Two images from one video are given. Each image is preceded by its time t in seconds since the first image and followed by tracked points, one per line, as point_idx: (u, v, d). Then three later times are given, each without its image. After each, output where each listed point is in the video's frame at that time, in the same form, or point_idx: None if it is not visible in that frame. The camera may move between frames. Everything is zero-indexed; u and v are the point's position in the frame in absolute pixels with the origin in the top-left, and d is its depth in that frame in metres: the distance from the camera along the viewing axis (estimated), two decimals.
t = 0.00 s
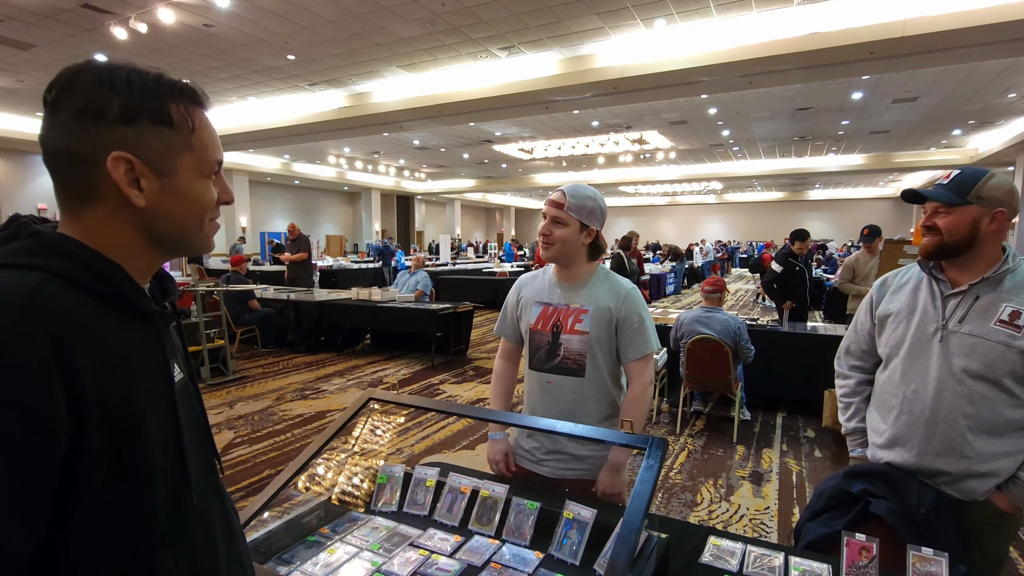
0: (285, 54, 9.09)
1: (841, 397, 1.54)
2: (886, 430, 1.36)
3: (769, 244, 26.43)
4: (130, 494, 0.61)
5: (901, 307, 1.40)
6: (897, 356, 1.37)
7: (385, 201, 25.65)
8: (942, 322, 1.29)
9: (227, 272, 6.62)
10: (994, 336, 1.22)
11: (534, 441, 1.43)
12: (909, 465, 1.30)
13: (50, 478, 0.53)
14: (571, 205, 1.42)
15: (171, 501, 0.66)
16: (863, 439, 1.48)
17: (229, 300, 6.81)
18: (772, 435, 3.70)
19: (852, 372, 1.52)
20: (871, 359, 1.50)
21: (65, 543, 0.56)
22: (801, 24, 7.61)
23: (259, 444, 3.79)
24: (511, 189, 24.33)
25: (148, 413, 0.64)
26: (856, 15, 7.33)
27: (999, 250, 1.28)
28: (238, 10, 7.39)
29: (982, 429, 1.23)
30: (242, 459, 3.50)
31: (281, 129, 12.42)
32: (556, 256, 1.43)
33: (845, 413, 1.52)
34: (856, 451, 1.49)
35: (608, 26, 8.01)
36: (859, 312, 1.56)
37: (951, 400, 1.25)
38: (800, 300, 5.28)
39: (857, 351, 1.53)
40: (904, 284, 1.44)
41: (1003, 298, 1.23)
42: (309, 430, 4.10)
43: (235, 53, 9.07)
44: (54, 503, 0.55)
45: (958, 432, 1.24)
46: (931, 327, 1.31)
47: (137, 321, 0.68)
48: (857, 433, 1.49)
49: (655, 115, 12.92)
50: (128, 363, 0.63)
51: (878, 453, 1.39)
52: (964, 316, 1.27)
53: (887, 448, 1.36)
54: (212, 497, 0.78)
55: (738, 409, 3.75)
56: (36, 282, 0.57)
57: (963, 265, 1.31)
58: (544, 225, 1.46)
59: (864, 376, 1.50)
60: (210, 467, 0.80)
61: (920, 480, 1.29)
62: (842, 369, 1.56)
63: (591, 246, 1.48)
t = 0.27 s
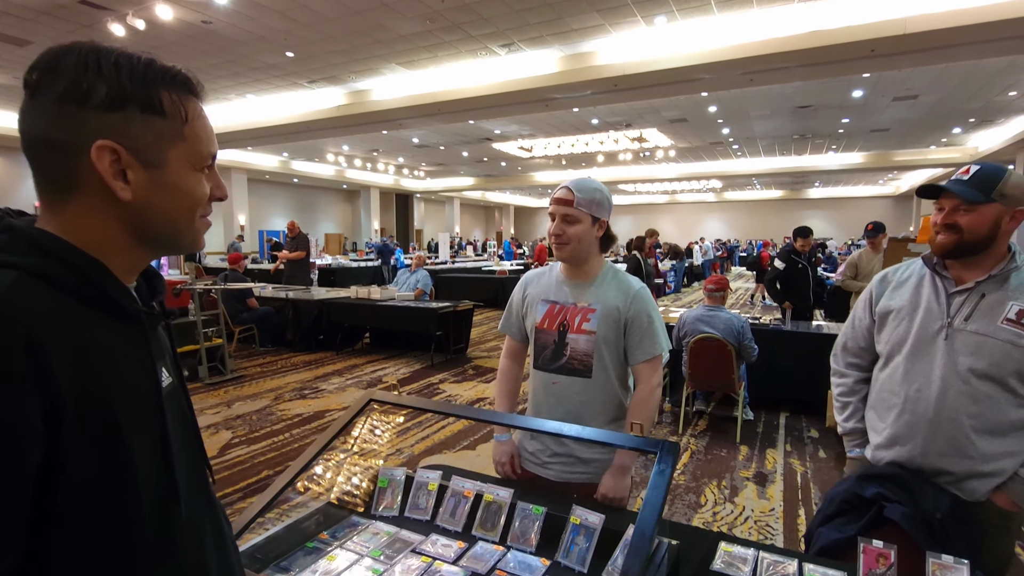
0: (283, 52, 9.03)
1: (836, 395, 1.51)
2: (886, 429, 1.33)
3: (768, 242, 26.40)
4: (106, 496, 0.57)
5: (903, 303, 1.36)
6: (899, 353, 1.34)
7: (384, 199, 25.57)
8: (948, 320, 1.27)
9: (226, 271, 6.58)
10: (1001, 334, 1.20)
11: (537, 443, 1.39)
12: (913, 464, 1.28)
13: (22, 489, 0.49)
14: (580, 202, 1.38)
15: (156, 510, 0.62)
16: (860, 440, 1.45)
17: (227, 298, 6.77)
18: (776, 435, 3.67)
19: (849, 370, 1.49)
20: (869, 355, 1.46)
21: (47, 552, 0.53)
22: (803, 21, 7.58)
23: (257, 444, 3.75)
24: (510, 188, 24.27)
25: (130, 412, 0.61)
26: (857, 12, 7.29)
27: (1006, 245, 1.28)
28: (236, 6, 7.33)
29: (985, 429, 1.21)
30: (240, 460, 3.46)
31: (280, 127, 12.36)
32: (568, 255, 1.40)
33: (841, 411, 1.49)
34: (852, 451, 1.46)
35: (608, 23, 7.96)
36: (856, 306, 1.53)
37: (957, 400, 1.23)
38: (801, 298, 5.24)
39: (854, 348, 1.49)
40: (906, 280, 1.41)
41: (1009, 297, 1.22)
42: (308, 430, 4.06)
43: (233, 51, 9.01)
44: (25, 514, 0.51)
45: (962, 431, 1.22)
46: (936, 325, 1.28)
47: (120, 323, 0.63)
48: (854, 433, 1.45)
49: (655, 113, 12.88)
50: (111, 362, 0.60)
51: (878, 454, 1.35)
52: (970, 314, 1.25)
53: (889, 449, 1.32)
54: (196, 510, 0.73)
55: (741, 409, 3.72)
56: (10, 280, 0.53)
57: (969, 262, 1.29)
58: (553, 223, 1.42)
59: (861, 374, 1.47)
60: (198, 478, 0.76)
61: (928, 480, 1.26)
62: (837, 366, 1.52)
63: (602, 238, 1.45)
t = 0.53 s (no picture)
0: (274, 43, 8.87)
1: (834, 388, 1.50)
2: (888, 423, 1.33)
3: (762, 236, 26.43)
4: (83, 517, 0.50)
5: (910, 293, 1.34)
6: (906, 345, 1.33)
7: (377, 193, 25.32)
8: (957, 312, 1.25)
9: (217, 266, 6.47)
10: (1014, 328, 1.18)
11: (544, 446, 1.34)
12: (917, 458, 1.29)
13: None
14: (590, 205, 1.30)
15: (133, 526, 0.56)
16: (858, 434, 1.45)
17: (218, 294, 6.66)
18: (777, 431, 3.63)
19: (848, 362, 1.48)
20: (868, 346, 1.45)
21: None
22: (800, 14, 7.52)
23: (250, 443, 3.67)
24: (504, 182, 24.12)
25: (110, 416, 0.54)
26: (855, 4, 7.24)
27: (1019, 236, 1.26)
28: None
29: (992, 425, 1.22)
30: (232, 460, 3.38)
31: (271, 120, 12.17)
32: (582, 255, 1.35)
33: (838, 404, 1.49)
34: (851, 446, 1.46)
35: (604, 14, 7.86)
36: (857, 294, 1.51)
37: (966, 394, 1.22)
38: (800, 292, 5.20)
39: (854, 339, 1.47)
40: (913, 268, 1.38)
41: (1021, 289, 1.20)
42: (302, 428, 3.98)
43: (223, 42, 8.83)
44: None
45: (967, 427, 1.22)
46: (946, 317, 1.27)
47: (92, 320, 0.56)
48: (852, 428, 1.45)
49: (650, 107, 12.80)
50: (81, 365, 0.53)
51: (880, 449, 1.36)
52: (982, 306, 1.23)
53: (889, 443, 1.33)
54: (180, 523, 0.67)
55: (742, 404, 3.68)
56: None
57: (982, 253, 1.27)
58: (563, 227, 1.34)
59: (860, 366, 1.46)
60: (180, 488, 0.69)
61: (938, 476, 1.25)
62: (837, 357, 1.51)
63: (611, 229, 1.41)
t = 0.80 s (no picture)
0: (253, 8, 8.45)
1: (845, 362, 1.45)
2: (905, 398, 1.28)
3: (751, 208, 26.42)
4: (23, 538, 0.42)
5: (932, 263, 1.27)
6: (926, 317, 1.27)
7: (363, 166, 24.76)
8: (983, 283, 1.19)
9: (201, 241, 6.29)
10: None
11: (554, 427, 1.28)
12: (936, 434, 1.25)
13: None
14: (601, 172, 1.19)
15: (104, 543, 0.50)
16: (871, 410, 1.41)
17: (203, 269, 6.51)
18: (773, 404, 3.63)
19: (861, 336, 1.43)
20: (882, 319, 1.39)
21: None
22: None
23: (239, 422, 3.59)
24: (493, 154, 23.70)
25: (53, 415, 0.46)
26: None
27: None
28: None
29: (1015, 401, 1.18)
30: (223, 438, 3.30)
31: (252, 89, 11.71)
32: (589, 225, 1.25)
33: (848, 378, 1.45)
34: (861, 422, 1.42)
35: None
36: (868, 263, 1.44)
37: (991, 368, 1.17)
38: (796, 263, 5.20)
39: (867, 312, 1.42)
40: (933, 236, 1.30)
41: None
42: (293, 405, 3.91)
43: (199, 7, 8.40)
44: None
45: (991, 402, 1.18)
46: (970, 288, 1.20)
47: (33, 298, 0.47)
48: (862, 404, 1.41)
49: (641, 76, 12.53)
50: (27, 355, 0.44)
51: (895, 425, 1.31)
52: (1010, 276, 1.16)
53: (905, 418, 1.29)
54: (158, 522, 0.60)
55: (738, 377, 3.67)
56: None
57: (1010, 220, 1.21)
58: (571, 193, 1.24)
59: (873, 340, 1.42)
60: (156, 483, 0.61)
61: (963, 454, 1.20)
62: (849, 331, 1.46)
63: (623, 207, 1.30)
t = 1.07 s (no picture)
0: None
1: (869, 330, 1.39)
2: (938, 367, 1.22)
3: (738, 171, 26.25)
4: None
5: (966, 223, 1.19)
6: (959, 281, 1.20)
7: (345, 124, 23.89)
8: None
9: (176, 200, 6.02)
10: None
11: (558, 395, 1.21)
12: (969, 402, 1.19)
13: None
14: (620, 111, 1.09)
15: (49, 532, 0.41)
16: (898, 378, 1.35)
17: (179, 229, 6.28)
18: (765, 366, 3.64)
19: (886, 302, 1.36)
20: (910, 284, 1.32)
21: None
22: None
23: (223, 387, 3.49)
24: (479, 113, 23.01)
25: None
26: None
27: None
28: None
29: None
30: (207, 404, 3.21)
31: (225, 41, 11.06)
32: (602, 174, 1.14)
33: (872, 346, 1.38)
34: (888, 391, 1.36)
35: None
36: (895, 226, 1.36)
37: None
38: (790, 223, 5.16)
39: (893, 277, 1.35)
40: (966, 194, 1.21)
41: None
42: (279, 369, 3.82)
43: None
44: None
45: None
46: (1009, 248, 1.13)
47: None
48: (889, 373, 1.35)
49: (633, 31, 12.09)
50: None
51: (926, 394, 1.25)
52: None
53: (937, 387, 1.23)
54: (117, 513, 0.49)
55: (732, 340, 3.66)
56: None
57: None
58: (583, 140, 1.13)
59: (900, 306, 1.35)
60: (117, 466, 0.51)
61: (986, 421, 1.16)
62: (873, 298, 1.39)
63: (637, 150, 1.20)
